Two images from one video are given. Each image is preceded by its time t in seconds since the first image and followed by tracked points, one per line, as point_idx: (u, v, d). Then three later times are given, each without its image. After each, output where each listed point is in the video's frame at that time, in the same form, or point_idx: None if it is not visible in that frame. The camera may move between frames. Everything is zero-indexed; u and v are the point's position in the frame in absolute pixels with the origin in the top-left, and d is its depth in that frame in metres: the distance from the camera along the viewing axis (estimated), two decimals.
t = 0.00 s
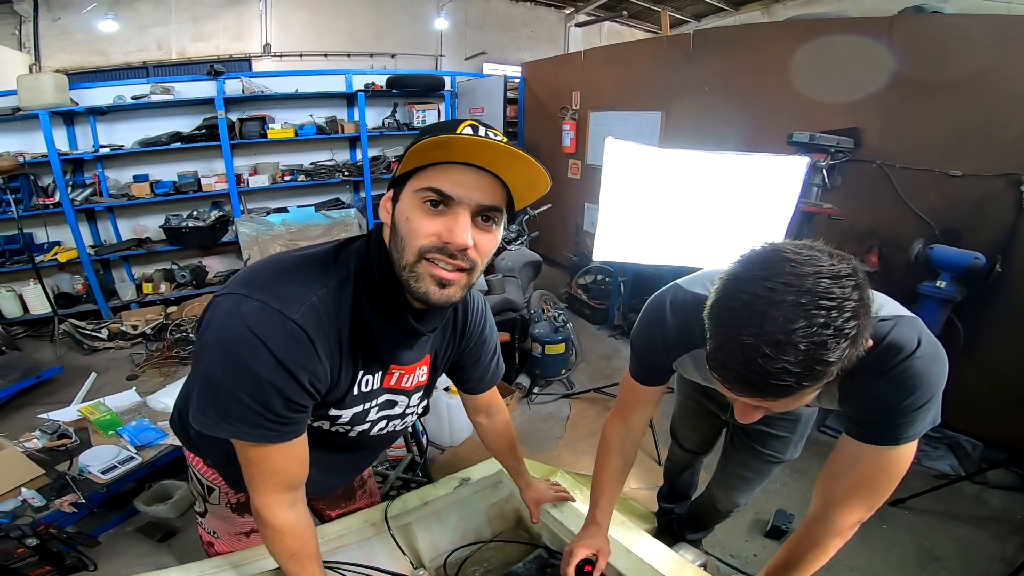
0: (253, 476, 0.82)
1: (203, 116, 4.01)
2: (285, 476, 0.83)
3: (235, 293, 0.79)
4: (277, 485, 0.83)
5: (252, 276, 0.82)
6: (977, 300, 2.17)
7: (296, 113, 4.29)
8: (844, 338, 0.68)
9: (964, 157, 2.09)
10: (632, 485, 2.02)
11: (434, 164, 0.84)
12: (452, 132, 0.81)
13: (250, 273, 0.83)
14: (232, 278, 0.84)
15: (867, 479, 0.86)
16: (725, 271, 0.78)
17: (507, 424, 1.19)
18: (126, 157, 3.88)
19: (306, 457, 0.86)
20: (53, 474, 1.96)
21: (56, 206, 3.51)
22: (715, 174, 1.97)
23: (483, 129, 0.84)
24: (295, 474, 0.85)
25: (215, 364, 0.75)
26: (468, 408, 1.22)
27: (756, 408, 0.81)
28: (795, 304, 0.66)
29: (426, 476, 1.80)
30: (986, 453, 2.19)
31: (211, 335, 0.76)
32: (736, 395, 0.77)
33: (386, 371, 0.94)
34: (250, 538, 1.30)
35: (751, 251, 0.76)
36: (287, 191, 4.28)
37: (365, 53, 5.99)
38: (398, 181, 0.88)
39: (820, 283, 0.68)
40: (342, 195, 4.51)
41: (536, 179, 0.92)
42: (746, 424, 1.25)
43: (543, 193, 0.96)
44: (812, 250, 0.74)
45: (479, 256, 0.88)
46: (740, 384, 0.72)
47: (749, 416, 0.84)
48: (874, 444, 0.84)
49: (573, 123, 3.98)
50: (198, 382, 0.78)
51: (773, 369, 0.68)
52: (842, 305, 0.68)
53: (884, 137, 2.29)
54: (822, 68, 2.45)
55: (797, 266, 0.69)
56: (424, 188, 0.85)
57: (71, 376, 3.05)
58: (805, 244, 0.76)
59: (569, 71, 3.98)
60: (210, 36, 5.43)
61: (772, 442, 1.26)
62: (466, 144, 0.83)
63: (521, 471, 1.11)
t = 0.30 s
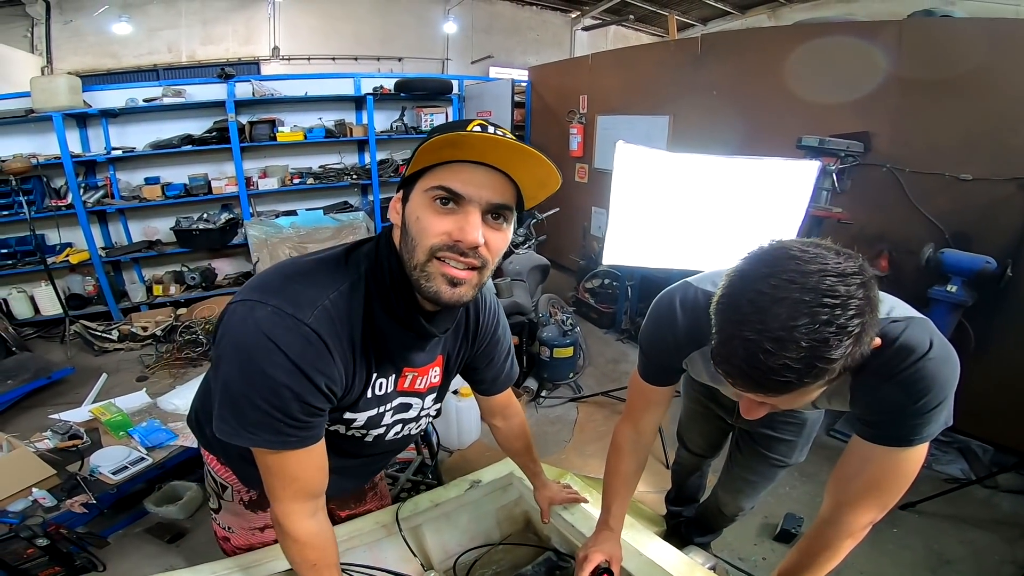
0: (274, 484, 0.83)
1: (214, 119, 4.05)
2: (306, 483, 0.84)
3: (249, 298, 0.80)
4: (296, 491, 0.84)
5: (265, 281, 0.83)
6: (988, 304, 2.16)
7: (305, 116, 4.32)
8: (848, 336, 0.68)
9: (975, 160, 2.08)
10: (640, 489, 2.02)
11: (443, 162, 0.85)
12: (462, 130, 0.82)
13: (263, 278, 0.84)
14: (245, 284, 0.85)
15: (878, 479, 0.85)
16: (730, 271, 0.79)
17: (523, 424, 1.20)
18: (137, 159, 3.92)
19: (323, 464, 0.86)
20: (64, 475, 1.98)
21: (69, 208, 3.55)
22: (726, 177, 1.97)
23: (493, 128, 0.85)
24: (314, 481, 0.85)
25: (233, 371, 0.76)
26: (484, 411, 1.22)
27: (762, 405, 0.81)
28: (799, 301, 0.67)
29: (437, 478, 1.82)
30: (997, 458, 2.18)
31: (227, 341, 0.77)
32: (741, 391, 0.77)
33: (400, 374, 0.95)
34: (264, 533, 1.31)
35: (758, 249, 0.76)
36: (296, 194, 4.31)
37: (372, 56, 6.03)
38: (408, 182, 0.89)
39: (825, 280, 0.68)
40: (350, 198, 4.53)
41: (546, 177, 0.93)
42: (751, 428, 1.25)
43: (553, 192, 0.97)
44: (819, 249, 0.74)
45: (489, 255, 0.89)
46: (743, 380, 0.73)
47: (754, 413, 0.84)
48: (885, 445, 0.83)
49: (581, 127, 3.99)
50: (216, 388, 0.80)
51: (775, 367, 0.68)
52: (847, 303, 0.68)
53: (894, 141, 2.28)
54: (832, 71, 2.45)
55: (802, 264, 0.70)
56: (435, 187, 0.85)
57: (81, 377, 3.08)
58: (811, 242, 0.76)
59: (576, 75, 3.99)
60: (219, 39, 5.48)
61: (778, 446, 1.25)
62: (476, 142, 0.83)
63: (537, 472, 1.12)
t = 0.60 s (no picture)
0: (273, 484, 0.83)
1: (222, 118, 4.08)
2: (306, 481, 0.85)
3: (247, 297, 0.80)
4: (297, 490, 0.85)
5: (263, 280, 0.83)
6: (996, 305, 2.14)
7: (313, 116, 4.34)
8: (853, 315, 0.68)
9: (984, 160, 2.07)
10: (646, 488, 2.02)
11: (443, 162, 0.85)
12: (461, 129, 0.82)
13: (261, 277, 0.84)
14: (243, 283, 0.85)
15: (884, 476, 0.85)
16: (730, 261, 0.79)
17: (530, 418, 1.22)
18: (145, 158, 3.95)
19: (322, 462, 0.87)
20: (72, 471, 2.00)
21: (78, 206, 3.59)
22: (733, 177, 1.97)
23: (493, 127, 0.85)
24: (311, 480, 0.86)
25: (231, 371, 0.76)
26: (490, 402, 1.24)
27: (769, 391, 0.81)
28: (803, 282, 0.67)
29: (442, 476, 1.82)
30: (1005, 459, 2.16)
31: (226, 341, 0.77)
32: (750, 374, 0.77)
33: (401, 371, 0.96)
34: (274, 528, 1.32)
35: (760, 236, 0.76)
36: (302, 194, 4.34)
37: (378, 56, 6.06)
38: (407, 180, 0.89)
39: (829, 262, 0.68)
40: (356, 197, 4.55)
41: (546, 175, 0.94)
42: (757, 426, 1.26)
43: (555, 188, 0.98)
44: (821, 232, 0.74)
45: (488, 253, 0.89)
46: (751, 362, 0.72)
47: (762, 401, 0.83)
48: (890, 441, 0.83)
49: (586, 128, 3.99)
50: (215, 388, 0.80)
51: (784, 347, 0.68)
52: (850, 282, 0.68)
53: (902, 141, 2.28)
54: (839, 70, 2.44)
55: (805, 245, 0.70)
56: (434, 186, 0.86)
57: (90, 374, 3.10)
58: (811, 226, 0.76)
59: (581, 76, 4.00)
60: (227, 40, 5.52)
61: (784, 444, 1.25)
62: (476, 141, 0.83)
63: (547, 467, 1.13)
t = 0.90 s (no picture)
0: (272, 474, 0.83)
1: (226, 113, 4.08)
2: (308, 470, 0.85)
3: (251, 285, 0.79)
4: (301, 480, 0.85)
5: (267, 269, 0.82)
6: (1000, 304, 2.13)
7: (317, 110, 4.35)
8: (858, 274, 0.68)
9: (990, 158, 2.06)
10: (647, 484, 2.02)
11: (447, 149, 0.86)
12: (466, 117, 0.83)
13: (264, 266, 0.84)
14: (244, 273, 0.84)
15: (890, 469, 0.85)
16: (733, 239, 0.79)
17: (535, 413, 1.23)
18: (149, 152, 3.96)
19: (322, 453, 0.87)
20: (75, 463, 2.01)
21: (83, 200, 3.59)
22: (738, 173, 1.96)
23: (497, 116, 0.86)
24: (311, 469, 0.86)
25: (236, 360, 0.75)
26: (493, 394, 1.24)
27: (781, 366, 0.78)
28: (807, 241, 0.67)
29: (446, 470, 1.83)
30: (1007, 458, 2.16)
31: (231, 330, 0.76)
32: (764, 343, 0.74)
33: (402, 360, 0.96)
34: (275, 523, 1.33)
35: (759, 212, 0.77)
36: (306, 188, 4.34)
37: (382, 52, 6.05)
38: (410, 168, 0.89)
39: (830, 224, 0.69)
40: (360, 192, 4.55)
41: (547, 164, 0.95)
42: (763, 420, 1.26)
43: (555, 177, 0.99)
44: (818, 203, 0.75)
45: (490, 240, 0.90)
46: (762, 325, 0.71)
47: (774, 379, 0.81)
48: (896, 432, 0.83)
49: (591, 124, 3.98)
50: (218, 380, 0.78)
51: (795, 305, 0.66)
52: (853, 242, 0.68)
53: (908, 139, 2.27)
54: (846, 68, 2.43)
55: (804, 210, 0.71)
56: (438, 172, 0.86)
57: (93, 367, 3.11)
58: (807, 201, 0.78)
59: (586, 72, 3.99)
60: (231, 36, 5.51)
61: (791, 438, 1.25)
62: (480, 129, 0.84)
63: (555, 460, 1.13)
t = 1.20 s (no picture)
0: (257, 471, 0.84)
1: (227, 108, 4.08)
2: (293, 466, 0.86)
3: (230, 284, 0.79)
4: (286, 476, 0.85)
5: (246, 267, 0.82)
6: (1001, 302, 2.13)
7: (318, 106, 4.34)
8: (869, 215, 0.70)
9: (992, 157, 2.05)
10: (647, 480, 2.03)
11: (424, 150, 0.86)
12: (444, 117, 0.83)
13: (243, 265, 0.83)
14: (223, 272, 0.84)
15: (894, 467, 0.85)
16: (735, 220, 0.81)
17: (530, 411, 1.23)
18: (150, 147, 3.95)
19: (308, 448, 0.88)
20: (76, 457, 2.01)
21: (84, 194, 3.60)
22: (739, 170, 1.95)
23: (474, 116, 0.86)
24: (297, 465, 0.86)
25: (216, 359, 0.75)
26: (492, 390, 1.25)
27: (815, 330, 0.74)
28: (817, 185, 0.69)
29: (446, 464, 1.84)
30: (1005, 457, 2.16)
31: (210, 328, 0.76)
32: (795, 297, 0.71)
33: (384, 358, 0.96)
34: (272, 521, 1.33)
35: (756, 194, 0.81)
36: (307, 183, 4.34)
37: (383, 48, 6.03)
38: (388, 168, 0.89)
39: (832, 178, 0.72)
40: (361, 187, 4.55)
41: (525, 163, 0.95)
42: (767, 416, 1.27)
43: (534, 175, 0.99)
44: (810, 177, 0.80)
45: (469, 238, 0.90)
46: (793, 271, 0.69)
47: (808, 350, 0.75)
48: (901, 430, 0.83)
49: (592, 120, 3.97)
50: (198, 380, 0.78)
51: (821, 239, 0.66)
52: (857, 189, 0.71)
53: (910, 136, 2.26)
54: (849, 65, 2.42)
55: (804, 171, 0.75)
56: (416, 172, 0.86)
57: (94, 361, 3.12)
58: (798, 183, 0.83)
59: (587, 69, 3.98)
60: (232, 31, 5.50)
61: (793, 435, 1.25)
62: (458, 128, 0.85)
63: (553, 455, 1.13)
